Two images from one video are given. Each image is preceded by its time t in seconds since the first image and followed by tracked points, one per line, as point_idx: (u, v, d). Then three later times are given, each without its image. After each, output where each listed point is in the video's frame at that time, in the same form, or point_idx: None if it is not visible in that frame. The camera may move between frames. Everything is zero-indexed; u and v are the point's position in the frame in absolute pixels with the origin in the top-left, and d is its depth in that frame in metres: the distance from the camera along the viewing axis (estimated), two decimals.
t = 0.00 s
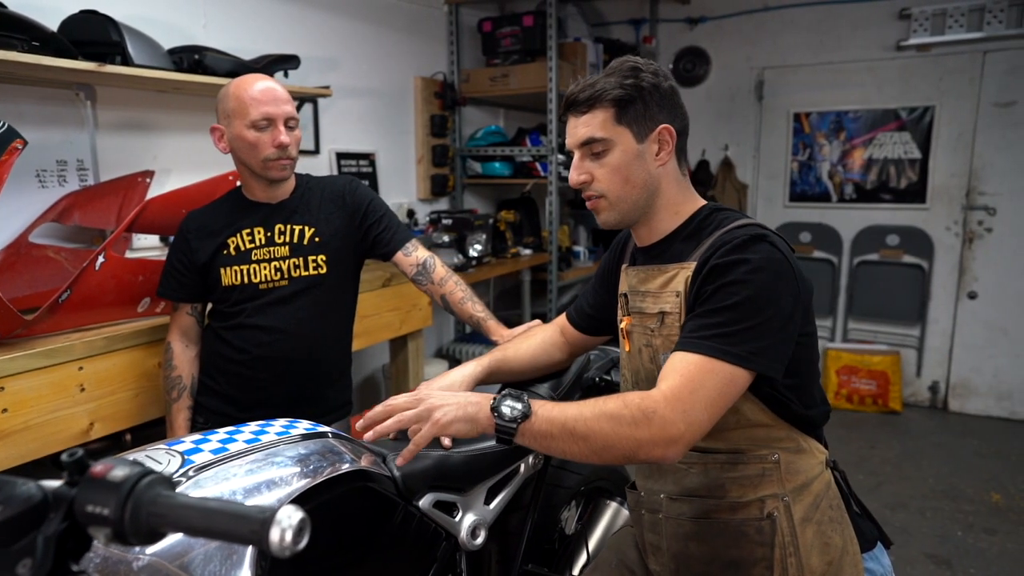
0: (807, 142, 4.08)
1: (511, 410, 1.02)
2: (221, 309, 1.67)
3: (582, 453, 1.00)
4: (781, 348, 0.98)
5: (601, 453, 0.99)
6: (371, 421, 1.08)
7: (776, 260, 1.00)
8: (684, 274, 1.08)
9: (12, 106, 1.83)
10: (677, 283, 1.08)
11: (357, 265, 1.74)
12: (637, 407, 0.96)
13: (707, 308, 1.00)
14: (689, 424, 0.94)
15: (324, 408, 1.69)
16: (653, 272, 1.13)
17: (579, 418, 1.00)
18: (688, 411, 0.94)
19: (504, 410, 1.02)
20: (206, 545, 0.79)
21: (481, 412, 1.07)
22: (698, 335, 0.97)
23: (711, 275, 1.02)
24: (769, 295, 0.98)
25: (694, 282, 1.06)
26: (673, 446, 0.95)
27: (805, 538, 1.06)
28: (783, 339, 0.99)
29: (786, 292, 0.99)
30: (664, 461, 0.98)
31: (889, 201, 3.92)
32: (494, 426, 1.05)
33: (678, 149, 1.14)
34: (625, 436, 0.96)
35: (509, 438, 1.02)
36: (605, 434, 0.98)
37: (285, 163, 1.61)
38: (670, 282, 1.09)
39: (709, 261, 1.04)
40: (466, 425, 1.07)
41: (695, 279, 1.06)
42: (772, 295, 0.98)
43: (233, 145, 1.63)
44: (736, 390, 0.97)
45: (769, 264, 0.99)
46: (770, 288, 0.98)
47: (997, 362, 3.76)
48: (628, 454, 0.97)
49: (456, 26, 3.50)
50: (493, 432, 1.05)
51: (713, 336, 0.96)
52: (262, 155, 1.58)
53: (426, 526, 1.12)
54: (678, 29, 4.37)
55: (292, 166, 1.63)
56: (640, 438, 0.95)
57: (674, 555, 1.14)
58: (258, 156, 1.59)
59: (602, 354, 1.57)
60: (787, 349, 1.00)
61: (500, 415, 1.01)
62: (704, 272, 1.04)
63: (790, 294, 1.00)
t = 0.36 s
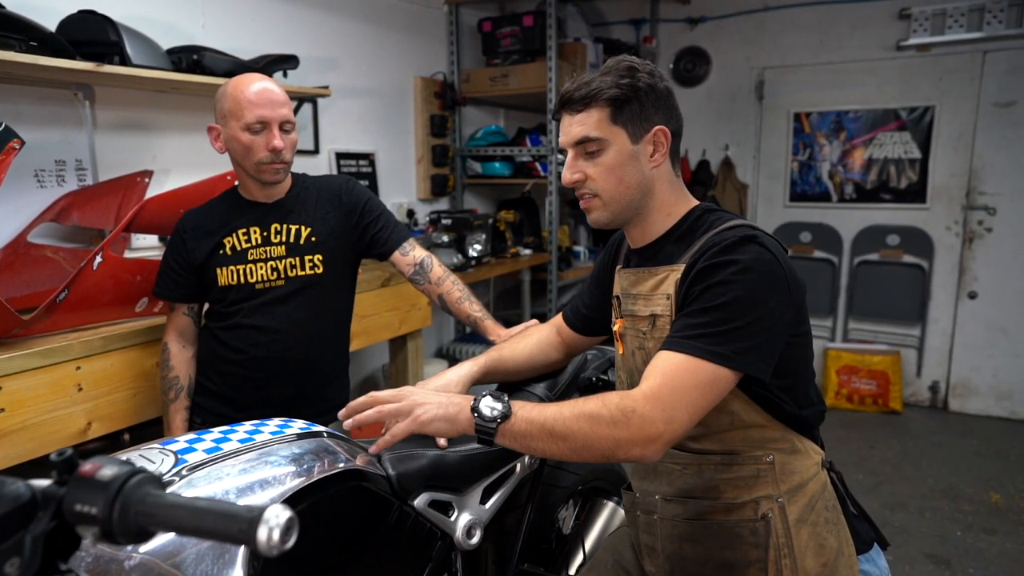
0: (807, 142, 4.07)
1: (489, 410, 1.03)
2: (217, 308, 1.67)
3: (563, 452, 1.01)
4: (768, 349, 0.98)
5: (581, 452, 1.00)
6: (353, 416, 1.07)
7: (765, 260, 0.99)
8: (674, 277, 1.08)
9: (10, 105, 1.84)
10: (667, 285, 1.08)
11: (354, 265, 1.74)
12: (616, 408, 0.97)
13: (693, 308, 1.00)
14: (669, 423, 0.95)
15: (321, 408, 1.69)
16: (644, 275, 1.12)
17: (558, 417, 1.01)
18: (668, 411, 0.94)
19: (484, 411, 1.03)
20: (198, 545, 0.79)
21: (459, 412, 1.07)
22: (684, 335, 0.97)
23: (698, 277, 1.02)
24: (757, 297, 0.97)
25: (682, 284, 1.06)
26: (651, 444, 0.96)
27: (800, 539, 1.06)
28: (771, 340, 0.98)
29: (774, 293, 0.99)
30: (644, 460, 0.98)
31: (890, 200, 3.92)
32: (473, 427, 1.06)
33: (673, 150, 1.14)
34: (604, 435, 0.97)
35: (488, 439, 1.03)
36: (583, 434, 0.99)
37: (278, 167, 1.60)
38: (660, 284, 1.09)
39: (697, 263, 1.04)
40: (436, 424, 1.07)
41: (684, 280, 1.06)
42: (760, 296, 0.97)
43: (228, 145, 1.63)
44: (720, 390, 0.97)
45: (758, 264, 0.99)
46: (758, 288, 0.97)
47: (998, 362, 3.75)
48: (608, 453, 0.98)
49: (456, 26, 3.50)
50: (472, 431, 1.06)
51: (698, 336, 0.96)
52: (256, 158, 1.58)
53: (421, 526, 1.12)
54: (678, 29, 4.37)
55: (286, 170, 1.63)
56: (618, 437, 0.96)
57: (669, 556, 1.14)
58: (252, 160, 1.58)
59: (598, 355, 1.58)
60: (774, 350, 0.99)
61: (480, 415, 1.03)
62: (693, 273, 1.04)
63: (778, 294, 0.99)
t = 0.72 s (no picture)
0: (807, 142, 4.07)
1: (462, 403, 1.04)
2: (213, 308, 1.67)
3: (537, 444, 1.02)
4: (752, 349, 0.98)
5: (555, 445, 1.01)
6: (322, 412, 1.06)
7: (752, 259, 0.99)
8: (661, 277, 1.08)
9: (6, 105, 1.84)
10: (656, 285, 1.08)
11: (349, 264, 1.74)
12: (592, 399, 0.98)
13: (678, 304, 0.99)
14: (645, 416, 0.95)
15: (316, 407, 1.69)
16: (633, 275, 1.12)
17: (532, 410, 1.02)
18: (644, 403, 0.95)
19: (457, 404, 1.04)
20: (187, 543, 0.79)
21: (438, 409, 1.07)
22: (668, 329, 0.97)
23: (683, 274, 1.02)
24: (742, 295, 0.97)
25: (669, 282, 1.06)
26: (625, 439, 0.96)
27: (791, 540, 1.06)
28: (756, 339, 0.98)
29: (761, 292, 0.98)
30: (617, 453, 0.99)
31: (889, 200, 3.91)
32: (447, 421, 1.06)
33: (664, 150, 1.14)
34: (579, 427, 0.98)
35: (464, 429, 1.04)
36: (557, 426, 1.00)
37: (271, 170, 1.60)
38: (649, 284, 1.09)
39: (684, 262, 1.04)
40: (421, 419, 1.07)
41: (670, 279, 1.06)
42: (744, 293, 0.97)
43: (224, 146, 1.63)
44: (701, 388, 0.97)
45: (745, 262, 0.98)
46: (744, 287, 0.97)
47: (997, 361, 3.75)
48: (582, 445, 0.99)
49: (454, 25, 3.50)
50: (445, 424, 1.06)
51: (680, 331, 0.96)
52: (249, 161, 1.58)
53: (414, 525, 1.13)
54: (677, 29, 4.37)
55: (279, 172, 1.63)
56: (592, 430, 0.97)
57: (662, 556, 1.14)
58: (244, 163, 1.59)
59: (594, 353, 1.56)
60: (759, 349, 0.99)
61: (453, 408, 1.03)
62: (680, 270, 1.04)
63: (763, 293, 0.99)
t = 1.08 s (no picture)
0: (807, 141, 4.06)
1: (456, 398, 1.04)
2: (211, 306, 1.67)
3: (530, 440, 1.02)
4: (747, 348, 0.98)
5: (549, 442, 1.01)
6: (317, 395, 1.08)
7: (748, 257, 0.99)
8: (657, 276, 1.07)
9: (5, 103, 1.84)
10: (652, 283, 1.08)
11: (347, 263, 1.74)
12: (585, 396, 0.98)
13: (673, 302, 0.99)
14: (638, 414, 0.95)
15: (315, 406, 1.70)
16: (629, 274, 1.12)
17: (526, 407, 1.02)
18: (637, 402, 0.95)
19: (451, 399, 1.04)
20: (183, 540, 0.79)
21: (428, 404, 1.09)
22: (662, 328, 0.97)
23: (678, 272, 1.02)
24: (737, 293, 0.97)
25: (665, 280, 1.06)
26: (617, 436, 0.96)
27: (789, 539, 1.06)
28: (751, 336, 0.98)
29: (756, 291, 0.98)
30: (610, 451, 0.99)
31: (889, 200, 3.91)
32: (440, 415, 1.07)
33: (661, 147, 1.14)
34: (571, 423, 0.99)
35: (457, 424, 1.04)
36: (550, 422, 1.00)
37: (269, 169, 1.60)
38: (645, 283, 1.09)
39: (679, 260, 1.04)
40: (413, 415, 1.09)
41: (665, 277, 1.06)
42: (739, 292, 0.97)
43: (221, 146, 1.63)
44: (695, 387, 0.96)
45: (740, 261, 0.98)
46: (739, 285, 0.97)
47: (998, 361, 3.74)
48: (575, 443, 0.99)
49: (454, 25, 3.51)
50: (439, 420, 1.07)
51: (674, 329, 0.96)
52: (247, 160, 1.58)
53: (411, 523, 1.13)
54: (677, 29, 4.36)
55: (278, 171, 1.63)
56: (584, 427, 0.98)
57: (658, 556, 1.14)
58: (243, 162, 1.59)
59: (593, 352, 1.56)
60: (754, 348, 0.99)
61: (447, 403, 1.04)
62: (675, 269, 1.04)
63: (759, 291, 0.99)
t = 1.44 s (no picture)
0: (806, 141, 4.06)
1: (447, 400, 1.04)
2: (207, 306, 1.67)
3: (520, 440, 1.02)
4: (739, 346, 0.97)
5: (538, 440, 1.01)
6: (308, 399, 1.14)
7: (741, 255, 0.98)
8: (650, 274, 1.07)
9: (3, 102, 1.84)
10: (646, 282, 1.08)
11: (343, 262, 1.74)
12: (575, 395, 0.98)
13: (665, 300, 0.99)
14: (628, 411, 0.95)
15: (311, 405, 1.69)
16: (623, 273, 1.12)
17: (516, 406, 1.02)
18: (627, 398, 0.95)
19: (441, 401, 1.05)
20: (175, 538, 0.79)
21: (419, 402, 1.09)
22: (654, 325, 0.97)
23: (671, 270, 1.02)
24: (729, 291, 0.96)
25: (658, 278, 1.06)
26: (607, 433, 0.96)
27: (783, 538, 1.05)
28: (743, 335, 0.98)
29: (749, 289, 0.98)
30: (601, 449, 0.99)
31: (888, 200, 3.91)
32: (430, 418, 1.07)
33: (656, 145, 1.14)
34: (561, 422, 0.98)
35: (446, 426, 1.04)
36: (540, 421, 1.00)
37: (265, 165, 1.60)
38: (639, 282, 1.09)
39: (672, 258, 1.04)
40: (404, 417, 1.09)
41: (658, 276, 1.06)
42: (732, 290, 0.97)
43: (216, 143, 1.63)
44: (686, 385, 0.96)
45: (733, 259, 0.98)
46: (732, 283, 0.97)
47: (997, 361, 3.74)
48: (565, 440, 0.99)
49: (453, 24, 3.50)
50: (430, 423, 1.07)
51: (666, 327, 0.96)
52: (243, 156, 1.58)
53: (406, 521, 1.12)
54: (676, 28, 4.36)
55: (274, 167, 1.62)
56: (574, 425, 0.97)
57: (653, 555, 1.13)
58: (239, 158, 1.58)
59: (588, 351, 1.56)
60: (747, 346, 0.98)
61: (436, 405, 1.04)
62: (668, 268, 1.03)
63: (752, 290, 0.98)
